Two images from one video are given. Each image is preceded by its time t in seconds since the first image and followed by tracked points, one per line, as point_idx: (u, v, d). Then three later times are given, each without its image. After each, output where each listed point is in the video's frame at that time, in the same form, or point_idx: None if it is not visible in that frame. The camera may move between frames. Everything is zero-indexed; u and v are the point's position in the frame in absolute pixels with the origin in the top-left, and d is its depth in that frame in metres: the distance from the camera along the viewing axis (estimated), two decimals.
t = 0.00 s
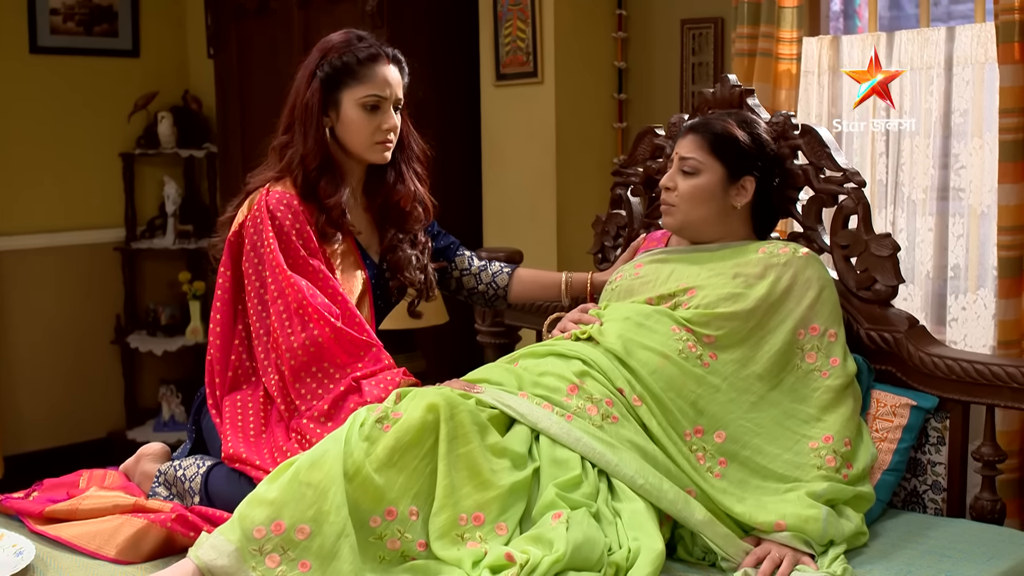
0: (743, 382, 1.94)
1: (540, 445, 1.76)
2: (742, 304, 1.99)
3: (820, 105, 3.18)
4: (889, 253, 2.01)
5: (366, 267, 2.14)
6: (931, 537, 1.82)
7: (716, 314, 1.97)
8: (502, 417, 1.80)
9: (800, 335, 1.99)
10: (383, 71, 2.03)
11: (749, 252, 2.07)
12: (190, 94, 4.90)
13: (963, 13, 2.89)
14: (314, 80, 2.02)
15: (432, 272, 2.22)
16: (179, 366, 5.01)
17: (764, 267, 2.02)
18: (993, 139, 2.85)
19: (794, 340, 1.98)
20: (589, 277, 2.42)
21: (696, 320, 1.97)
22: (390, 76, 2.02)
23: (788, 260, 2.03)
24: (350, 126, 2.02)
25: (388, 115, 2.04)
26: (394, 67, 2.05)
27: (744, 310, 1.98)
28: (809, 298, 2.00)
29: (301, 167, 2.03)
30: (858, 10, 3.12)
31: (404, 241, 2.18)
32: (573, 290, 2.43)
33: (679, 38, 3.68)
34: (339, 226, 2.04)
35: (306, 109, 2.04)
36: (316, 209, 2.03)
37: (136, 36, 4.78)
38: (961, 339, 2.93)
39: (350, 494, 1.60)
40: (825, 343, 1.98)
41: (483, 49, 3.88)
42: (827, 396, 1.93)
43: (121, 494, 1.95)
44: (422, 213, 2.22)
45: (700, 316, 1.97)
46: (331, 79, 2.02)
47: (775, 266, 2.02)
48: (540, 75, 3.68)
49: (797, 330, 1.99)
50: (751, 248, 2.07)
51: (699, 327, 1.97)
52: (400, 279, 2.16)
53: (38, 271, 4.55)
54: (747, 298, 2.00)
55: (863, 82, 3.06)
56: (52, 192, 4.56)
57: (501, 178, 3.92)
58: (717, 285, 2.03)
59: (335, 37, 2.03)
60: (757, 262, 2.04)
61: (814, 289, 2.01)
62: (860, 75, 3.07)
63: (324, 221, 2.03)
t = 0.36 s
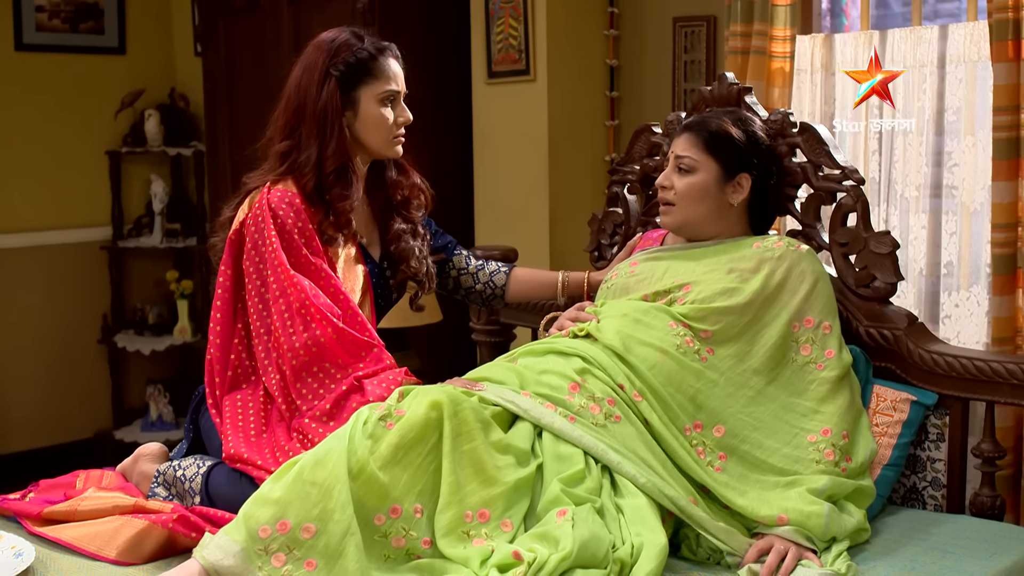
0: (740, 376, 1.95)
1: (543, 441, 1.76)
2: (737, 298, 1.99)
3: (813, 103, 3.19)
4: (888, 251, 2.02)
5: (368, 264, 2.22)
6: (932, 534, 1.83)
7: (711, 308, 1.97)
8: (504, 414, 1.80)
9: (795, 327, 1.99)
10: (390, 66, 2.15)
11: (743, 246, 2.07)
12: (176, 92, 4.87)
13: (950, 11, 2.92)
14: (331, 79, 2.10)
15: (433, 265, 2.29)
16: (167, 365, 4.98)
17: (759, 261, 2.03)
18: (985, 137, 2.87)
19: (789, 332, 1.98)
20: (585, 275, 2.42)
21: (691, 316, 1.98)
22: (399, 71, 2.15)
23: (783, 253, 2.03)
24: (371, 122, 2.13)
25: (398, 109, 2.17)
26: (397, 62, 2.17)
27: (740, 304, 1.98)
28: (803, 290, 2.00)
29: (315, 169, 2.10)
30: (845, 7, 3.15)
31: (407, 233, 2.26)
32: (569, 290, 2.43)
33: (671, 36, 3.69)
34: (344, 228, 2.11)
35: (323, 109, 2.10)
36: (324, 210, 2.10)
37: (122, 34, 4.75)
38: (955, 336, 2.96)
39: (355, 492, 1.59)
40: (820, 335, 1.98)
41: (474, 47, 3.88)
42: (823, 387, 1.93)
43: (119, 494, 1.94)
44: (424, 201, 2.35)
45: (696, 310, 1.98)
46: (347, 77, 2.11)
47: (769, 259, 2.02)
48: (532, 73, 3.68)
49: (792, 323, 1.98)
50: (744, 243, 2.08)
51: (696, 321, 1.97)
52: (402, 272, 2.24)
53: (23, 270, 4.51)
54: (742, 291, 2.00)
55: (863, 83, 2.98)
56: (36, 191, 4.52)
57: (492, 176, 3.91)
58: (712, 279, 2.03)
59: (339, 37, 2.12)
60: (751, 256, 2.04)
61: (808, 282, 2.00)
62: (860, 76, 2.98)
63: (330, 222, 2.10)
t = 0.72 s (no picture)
0: (753, 376, 1.94)
1: (558, 440, 1.76)
2: (751, 297, 1.98)
3: (817, 101, 3.19)
4: (899, 248, 2.02)
5: (378, 263, 2.21)
6: (946, 532, 1.83)
7: (725, 307, 1.96)
8: (518, 413, 1.79)
9: (807, 327, 1.98)
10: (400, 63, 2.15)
11: (757, 247, 2.07)
12: (175, 90, 4.85)
13: (948, 9, 2.92)
14: (341, 76, 2.09)
15: (442, 263, 2.30)
16: (166, 364, 4.97)
17: (773, 262, 2.02)
18: (990, 135, 2.87)
19: (802, 332, 1.98)
20: (596, 275, 2.42)
21: (705, 314, 1.97)
22: (409, 68, 2.15)
23: (798, 254, 2.02)
24: (382, 119, 2.12)
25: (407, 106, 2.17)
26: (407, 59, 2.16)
27: (754, 303, 1.97)
28: (817, 290, 1.99)
29: (326, 166, 2.09)
30: (843, 6, 3.14)
31: (416, 233, 2.26)
32: (580, 289, 2.43)
33: (674, 34, 3.69)
34: (354, 227, 2.10)
35: (333, 107, 2.09)
36: (334, 209, 2.10)
37: (120, 32, 4.73)
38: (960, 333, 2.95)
39: (371, 491, 1.59)
40: (832, 335, 1.97)
41: (477, 45, 3.87)
42: (835, 386, 1.92)
43: (130, 494, 1.93)
44: (434, 201, 2.35)
45: (709, 309, 1.97)
46: (357, 74, 2.10)
47: (783, 260, 2.02)
48: (535, 71, 3.68)
49: (805, 323, 1.98)
50: (758, 246, 2.07)
51: (708, 320, 1.96)
52: (411, 271, 2.24)
53: (20, 269, 4.49)
54: (756, 291, 1.99)
55: (864, 83, 2.97)
56: (33, 190, 4.50)
57: (495, 174, 3.91)
58: (726, 279, 2.03)
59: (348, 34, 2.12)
60: (764, 257, 2.04)
61: (822, 281, 2.00)
62: (860, 76, 2.97)
63: (340, 221, 2.09)
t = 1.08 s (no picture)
0: (769, 377, 1.95)
1: (571, 439, 1.76)
2: (768, 301, 1.98)
3: (821, 97, 3.18)
4: (908, 246, 2.01)
5: (386, 261, 2.22)
6: (957, 529, 1.83)
7: (740, 311, 1.96)
8: (532, 412, 1.79)
9: (824, 334, 1.99)
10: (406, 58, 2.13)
11: (773, 249, 2.06)
12: (173, 87, 4.83)
13: (946, 5, 2.91)
14: (346, 72, 2.08)
15: (450, 261, 2.31)
16: (164, 361, 4.95)
17: (790, 265, 2.02)
18: (994, 132, 2.87)
19: (818, 339, 1.99)
20: (605, 272, 2.43)
21: (721, 317, 1.97)
22: (415, 63, 2.13)
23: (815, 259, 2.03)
24: (388, 115, 2.11)
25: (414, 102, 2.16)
26: (413, 54, 2.15)
27: (770, 307, 1.97)
28: (835, 296, 2.00)
29: (332, 163, 2.08)
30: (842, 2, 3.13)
31: (424, 231, 2.27)
32: (589, 287, 2.45)
33: (676, 30, 3.69)
34: (362, 223, 2.10)
35: (339, 104, 2.08)
36: (341, 205, 2.09)
37: (118, 28, 4.71)
38: (964, 329, 2.96)
39: (386, 491, 1.60)
40: (849, 343, 1.98)
41: (478, 41, 3.86)
42: (853, 395, 1.95)
43: (138, 493, 1.92)
44: (441, 199, 2.36)
45: (725, 312, 1.97)
46: (363, 70, 2.09)
47: (800, 265, 2.02)
48: (537, 67, 3.67)
49: (822, 331, 1.99)
50: (773, 246, 2.08)
51: (724, 324, 1.96)
52: (419, 269, 2.26)
53: (15, 266, 4.47)
54: (773, 295, 1.99)
55: (864, 83, 3.04)
56: (29, 186, 4.48)
57: (497, 170, 3.90)
58: (742, 281, 2.02)
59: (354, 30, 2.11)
60: (782, 260, 2.03)
61: (839, 288, 2.00)
62: (861, 76, 3.05)
63: (347, 217, 2.09)
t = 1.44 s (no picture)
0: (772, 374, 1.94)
1: (573, 439, 1.75)
2: (767, 299, 1.97)
3: (817, 94, 3.18)
4: (910, 244, 2.01)
5: (385, 260, 2.21)
6: (959, 528, 1.83)
7: (743, 309, 1.96)
8: (534, 412, 1.78)
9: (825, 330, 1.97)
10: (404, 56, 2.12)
11: (772, 246, 2.06)
12: (163, 82, 4.80)
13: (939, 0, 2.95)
14: (345, 69, 2.06)
15: (448, 259, 2.30)
16: (153, 359, 4.91)
17: (787, 261, 2.02)
18: (991, 129, 2.87)
19: (821, 335, 1.97)
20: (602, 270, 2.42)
21: (720, 315, 1.97)
22: (413, 61, 2.12)
23: (814, 255, 2.02)
24: (386, 114, 2.09)
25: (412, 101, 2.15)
26: (411, 51, 2.13)
27: (770, 304, 1.97)
28: (832, 297, 1.98)
29: (330, 161, 2.07)
30: None
31: (423, 229, 2.27)
32: (587, 285, 2.44)
33: (671, 27, 3.68)
34: (360, 222, 2.09)
35: (338, 102, 2.07)
36: (339, 204, 2.08)
37: (107, 23, 4.67)
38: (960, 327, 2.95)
39: (389, 493, 1.59)
40: (851, 338, 1.97)
41: (472, 38, 3.85)
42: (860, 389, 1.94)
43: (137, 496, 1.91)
44: (440, 197, 2.35)
45: (725, 310, 1.97)
46: (362, 67, 2.08)
47: (798, 261, 2.01)
48: (532, 64, 3.65)
49: (824, 326, 1.97)
50: (772, 243, 2.07)
51: (723, 321, 1.96)
52: (418, 268, 2.25)
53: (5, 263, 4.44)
54: (772, 291, 1.98)
55: (864, 83, 2.99)
56: (19, 183, 4.45)
57: (491, 167, 3.89)
58: (741, 279, 2.02)
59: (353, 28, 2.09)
60: (779, 257, 2.03)
61: (837, 286, 1.99)
62: (861, 76, 2.99)
63: (346, 216, 2.07)
